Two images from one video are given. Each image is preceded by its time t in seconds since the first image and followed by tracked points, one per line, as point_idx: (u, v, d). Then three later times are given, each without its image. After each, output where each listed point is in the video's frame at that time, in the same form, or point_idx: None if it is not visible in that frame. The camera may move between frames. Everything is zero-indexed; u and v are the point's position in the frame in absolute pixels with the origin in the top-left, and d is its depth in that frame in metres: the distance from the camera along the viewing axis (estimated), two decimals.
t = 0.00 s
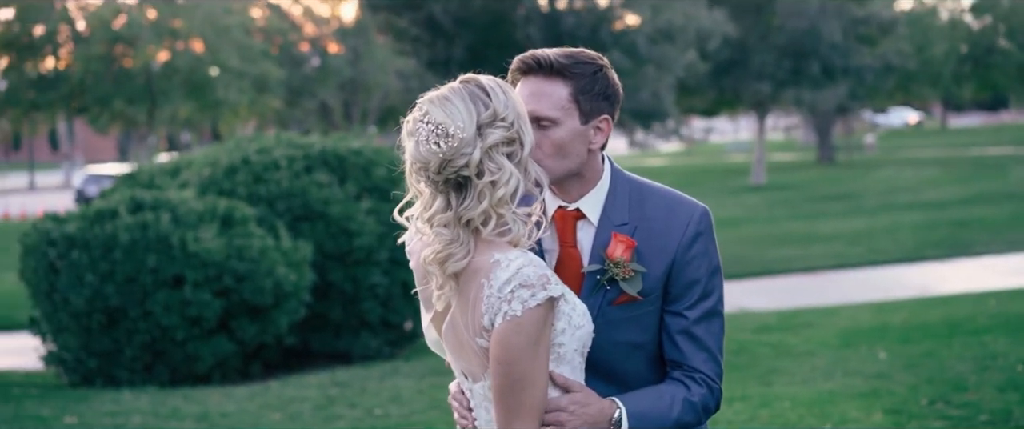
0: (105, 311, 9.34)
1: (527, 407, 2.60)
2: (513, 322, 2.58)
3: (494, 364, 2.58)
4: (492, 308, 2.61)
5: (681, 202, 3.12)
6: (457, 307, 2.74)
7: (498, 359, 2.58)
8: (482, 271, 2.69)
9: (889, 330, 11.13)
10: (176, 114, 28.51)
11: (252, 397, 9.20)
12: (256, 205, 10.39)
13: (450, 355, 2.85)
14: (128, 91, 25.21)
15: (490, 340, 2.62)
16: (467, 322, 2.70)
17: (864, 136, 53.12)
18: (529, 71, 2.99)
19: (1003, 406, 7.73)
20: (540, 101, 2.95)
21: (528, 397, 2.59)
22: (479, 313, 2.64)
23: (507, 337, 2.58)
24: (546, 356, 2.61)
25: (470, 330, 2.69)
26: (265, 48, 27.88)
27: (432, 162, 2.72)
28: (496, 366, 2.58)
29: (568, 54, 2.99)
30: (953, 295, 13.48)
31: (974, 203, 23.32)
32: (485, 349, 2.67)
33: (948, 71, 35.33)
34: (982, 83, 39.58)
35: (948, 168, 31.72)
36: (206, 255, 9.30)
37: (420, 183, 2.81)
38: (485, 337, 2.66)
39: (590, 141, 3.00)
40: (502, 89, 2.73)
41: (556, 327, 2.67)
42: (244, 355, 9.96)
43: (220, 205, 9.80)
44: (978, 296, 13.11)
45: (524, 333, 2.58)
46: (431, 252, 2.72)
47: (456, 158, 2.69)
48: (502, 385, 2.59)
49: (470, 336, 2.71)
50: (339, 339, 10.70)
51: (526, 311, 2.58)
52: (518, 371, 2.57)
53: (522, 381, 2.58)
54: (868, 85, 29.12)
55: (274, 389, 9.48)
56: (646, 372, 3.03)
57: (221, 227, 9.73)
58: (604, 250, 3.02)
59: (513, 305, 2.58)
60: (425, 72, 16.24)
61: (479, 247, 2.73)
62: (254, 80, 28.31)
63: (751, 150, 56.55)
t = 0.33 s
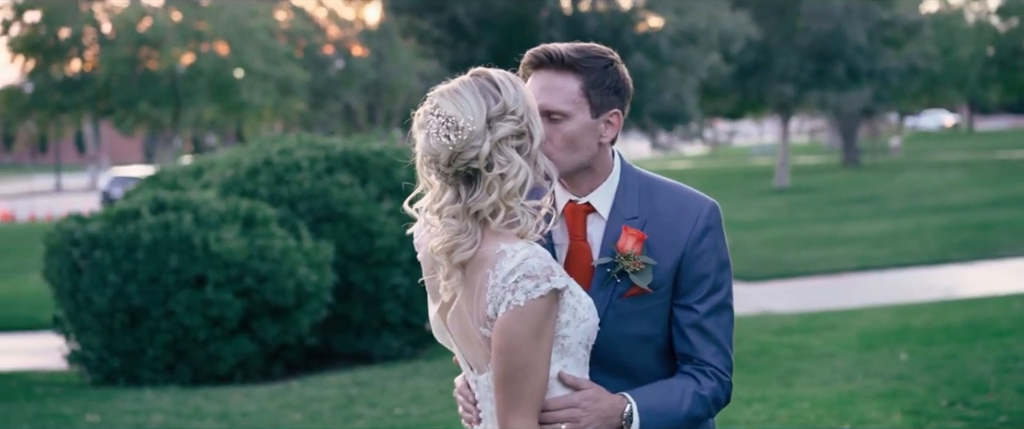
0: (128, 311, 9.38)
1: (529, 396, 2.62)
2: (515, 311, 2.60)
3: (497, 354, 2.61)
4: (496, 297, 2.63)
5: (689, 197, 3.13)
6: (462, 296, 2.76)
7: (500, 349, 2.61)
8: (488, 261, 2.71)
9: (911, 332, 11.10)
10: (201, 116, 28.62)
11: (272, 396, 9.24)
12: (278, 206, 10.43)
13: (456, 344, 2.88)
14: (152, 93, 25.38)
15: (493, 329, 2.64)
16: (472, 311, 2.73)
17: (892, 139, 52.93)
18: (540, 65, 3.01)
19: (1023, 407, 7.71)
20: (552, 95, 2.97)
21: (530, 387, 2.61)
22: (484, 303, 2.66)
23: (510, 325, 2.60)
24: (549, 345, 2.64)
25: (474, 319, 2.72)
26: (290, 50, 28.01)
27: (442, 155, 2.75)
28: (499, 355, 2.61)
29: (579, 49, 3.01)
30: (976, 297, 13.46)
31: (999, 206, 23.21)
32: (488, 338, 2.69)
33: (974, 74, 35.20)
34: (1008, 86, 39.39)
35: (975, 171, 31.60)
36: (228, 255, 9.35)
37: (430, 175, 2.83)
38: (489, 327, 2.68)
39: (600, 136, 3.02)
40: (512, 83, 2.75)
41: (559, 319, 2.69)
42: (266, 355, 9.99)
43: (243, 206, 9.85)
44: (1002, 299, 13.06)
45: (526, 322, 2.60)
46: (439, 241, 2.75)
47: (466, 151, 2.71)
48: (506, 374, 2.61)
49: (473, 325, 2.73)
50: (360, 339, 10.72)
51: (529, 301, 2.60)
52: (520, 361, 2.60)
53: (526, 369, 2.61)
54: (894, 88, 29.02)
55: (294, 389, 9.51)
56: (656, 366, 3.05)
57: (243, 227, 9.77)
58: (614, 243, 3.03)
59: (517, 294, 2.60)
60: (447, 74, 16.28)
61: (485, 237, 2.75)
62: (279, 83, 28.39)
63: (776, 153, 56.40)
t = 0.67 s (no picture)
0: (156, 308, 9.41)
1: (542, 384, 2.65)
2: (528, 297, 2.63)
3: (508, 340, 2.64)
4: (509, 283, 2.66)
5: (707, 186, 3.14)
6: (476, 282, 2.79)
7: (513, 336, 2.64)
8: (501, 248, 2.73)
9: (938, 331, 11.07)
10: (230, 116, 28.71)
11: (298, 393, 9.29)
12: (305, 204, 10.46)
13: (470, 333, 2.90)
14: (182, 93, 25.53)
15: (507, 315, 2.67)
16: (485, 297, 2.76)
17: (921, 139, 52.76)
18: (559, 56, 3.02)
19: None
20: (570, 84, 2.98)
21: (542, 373, 2.64)
22: (497, 288, 2.69)
23: (523, 312, 2.63)
24: (562, 331, 2.67)
25: (488, 307, 2.75)
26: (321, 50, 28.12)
27: (459, 143, 2.77)
28: (510, 341, 2.64)
29: (598, 40, 3.02)
30: (1005, 297, 13.39)
31: None
32: (502, 323, 2.72)
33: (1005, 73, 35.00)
34: None
35: (1005, 171, 31.47)
36: (255, 253, 9.40)
37: (447, 164, 2.85)
38: (503, 313, 2.71)
39: (618, 125, 3.03)
40: (529, 72, 2.77)
41: (572, 306, 2.72)
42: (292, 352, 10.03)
43: (269, 203, 9.88)
44: None
45: (537, 309, 2.63)
46: (453, 228, 2.77)
47: (482, 138, 2.73)
48: (518, 361, 2.65)
49: (486, 310, 2.76)
50: (387, 338, 10.73)
51: (541, 286, 2.63)
52: (530, 347, 2.63)
53: (537, 356, 2.64)
54: (923, 87, 28.91)
55: (319, 386, 9.55)
56: (671, 356, 3.07)
57: (269, 225, 9.80)
58: (632, 232, 3.05)
59: (529, 280, 2.64)
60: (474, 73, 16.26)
61: (500, 225, 2.77)
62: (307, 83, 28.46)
63: (804, 153, 56.26)
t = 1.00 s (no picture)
0: (184, 299, 9.50)
1: (557, 364, 2.68)
2: (545, 278, 2.65)
3: (527, 322, 2.67)
4: (526, 265, 2.68)
5: (725, 169, 3.14)
6: (493, 262, 2.81)
7: (531, 317, 2.66)
8: (519, 229, 2.75)
9: (967, 324, 11.03)
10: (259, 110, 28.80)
11: (325, 383, 9.33)
12: (332, 196, 10.50)
13: (485, 316, 2.92)
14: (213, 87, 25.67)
15: (524, 296, 2.69)
16: (502, 276, 2.78)
17: (954, 133, 52.46)
18: (578, 41, 3.03)
19: None
20: (589, 68, 2.99)
21: (558, 354, 2.67)
22: (514, 268, 2.72)
23: (541, 293, 2.66)
24: (580, 312, 2.69)
25: (505, 287, 2.77)
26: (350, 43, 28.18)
27: (478, 126, 2.78)
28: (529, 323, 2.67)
29: (616, 24, 3.03)
30: None
31: None
32: (518, 304, 2.75)
33: None
34: None
35: None
36: (282, 243, 9.43)
37: (465, 147, 2.87)
38: (519, 295, 2.73)
39: (636, 110, 3.04)
40: (547, 57, 2.78)
41: (587, 289, 2.75)
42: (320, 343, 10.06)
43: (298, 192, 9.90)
44: None
45: (554, 290, 2.65)
46: (471, 210, 2.79)
47: (501, 122, 2.74)
48: (535, 343, 2.68)
49: (504, 292, 2.78)
50: (413, 329, 10.70)
51: (557, 267, 2.66)
52: (547, 328, 2.65)
53: (554, 338, 2.67)
54: (955, 81, 28.76)
55: (346, 376, 9.59)
56: (685, 339, 3.08)
57: (297, 216, 9.80)
58: (648, 217, 3.06)
59: (545, 261, 2.66)
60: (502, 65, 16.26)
61: (517, 208, 2.79)
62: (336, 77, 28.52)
63: (836, 147, 56.07)
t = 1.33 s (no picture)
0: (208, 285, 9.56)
1: (573, 341, 2.71)
2: (560, 257, 2.69)
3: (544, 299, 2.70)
4: (543, 244, 2.71)
5: (734, 153, 3.17)
6: (508, 242, 2.84)
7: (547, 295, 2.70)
8: (535, 209, 2.78)
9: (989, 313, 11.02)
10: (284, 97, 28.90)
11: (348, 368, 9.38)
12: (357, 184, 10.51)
13: (500, 294, 2.95)
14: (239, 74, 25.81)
15: (540, 276, 2.72)
16: (517, 256, 2.81)
17: (982, 123, 52.29)
18: (593, 23, 3.06)
19: None
20: (603, 51, 3.03)
21: (574, 331, 2.70)
22: (530, 248, 2.75)
23: (557, 273, 2.69)
24: (595, 291, 2.72)
25: (521, 266, 2.80)
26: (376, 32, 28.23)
27: (495, 108, 2.81)
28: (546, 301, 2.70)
29: (631, 8, 3.06)
30: None
31: None
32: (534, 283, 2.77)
33: None
34: None
35: None
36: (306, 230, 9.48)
37: (482, 130, 2.89)
38: (535, 273, 2.76)
39: (649, 92, 3.07)
40: (562, 40, 2.81)
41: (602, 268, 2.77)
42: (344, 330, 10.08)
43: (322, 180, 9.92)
44: None
45: (572, 269, 2.69)
46: (487, 191, 2.82)
47: (516, 105, 2.77)
48: (552, 320, 2.71)
49: (518, 270, 2.81)
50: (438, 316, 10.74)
51: (573, 246, 2.69)
52: (564, 304, 2.69)
53: (571, 314, 2.70)
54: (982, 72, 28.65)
55: (369, 362, 9.64)
56: (694, 319, 3.10)
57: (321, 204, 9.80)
58: (660, 197, 3.08)
59: (562, 240, 2.69)
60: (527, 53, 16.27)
61: (533, 187, 2.81)
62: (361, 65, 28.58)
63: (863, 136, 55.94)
